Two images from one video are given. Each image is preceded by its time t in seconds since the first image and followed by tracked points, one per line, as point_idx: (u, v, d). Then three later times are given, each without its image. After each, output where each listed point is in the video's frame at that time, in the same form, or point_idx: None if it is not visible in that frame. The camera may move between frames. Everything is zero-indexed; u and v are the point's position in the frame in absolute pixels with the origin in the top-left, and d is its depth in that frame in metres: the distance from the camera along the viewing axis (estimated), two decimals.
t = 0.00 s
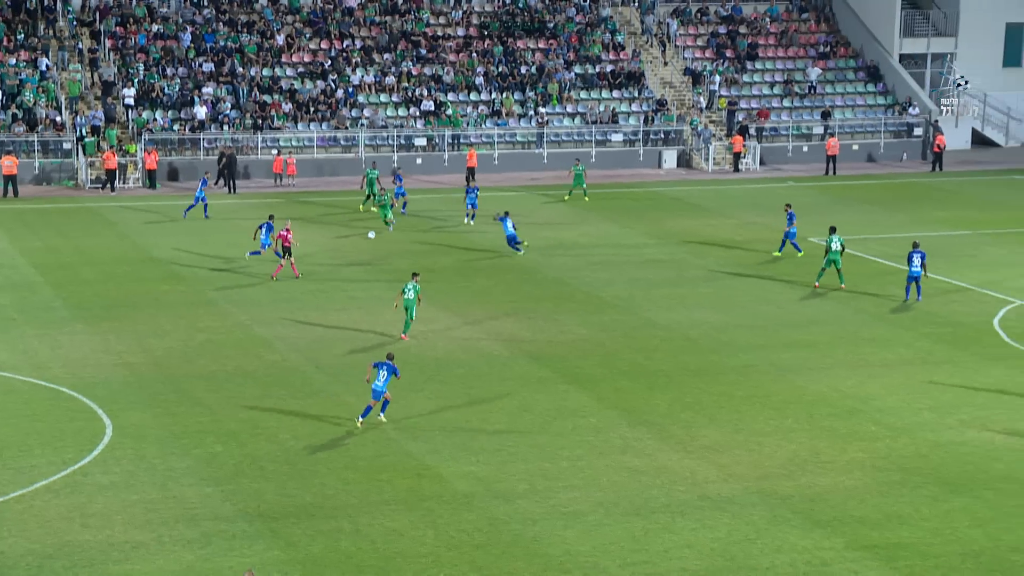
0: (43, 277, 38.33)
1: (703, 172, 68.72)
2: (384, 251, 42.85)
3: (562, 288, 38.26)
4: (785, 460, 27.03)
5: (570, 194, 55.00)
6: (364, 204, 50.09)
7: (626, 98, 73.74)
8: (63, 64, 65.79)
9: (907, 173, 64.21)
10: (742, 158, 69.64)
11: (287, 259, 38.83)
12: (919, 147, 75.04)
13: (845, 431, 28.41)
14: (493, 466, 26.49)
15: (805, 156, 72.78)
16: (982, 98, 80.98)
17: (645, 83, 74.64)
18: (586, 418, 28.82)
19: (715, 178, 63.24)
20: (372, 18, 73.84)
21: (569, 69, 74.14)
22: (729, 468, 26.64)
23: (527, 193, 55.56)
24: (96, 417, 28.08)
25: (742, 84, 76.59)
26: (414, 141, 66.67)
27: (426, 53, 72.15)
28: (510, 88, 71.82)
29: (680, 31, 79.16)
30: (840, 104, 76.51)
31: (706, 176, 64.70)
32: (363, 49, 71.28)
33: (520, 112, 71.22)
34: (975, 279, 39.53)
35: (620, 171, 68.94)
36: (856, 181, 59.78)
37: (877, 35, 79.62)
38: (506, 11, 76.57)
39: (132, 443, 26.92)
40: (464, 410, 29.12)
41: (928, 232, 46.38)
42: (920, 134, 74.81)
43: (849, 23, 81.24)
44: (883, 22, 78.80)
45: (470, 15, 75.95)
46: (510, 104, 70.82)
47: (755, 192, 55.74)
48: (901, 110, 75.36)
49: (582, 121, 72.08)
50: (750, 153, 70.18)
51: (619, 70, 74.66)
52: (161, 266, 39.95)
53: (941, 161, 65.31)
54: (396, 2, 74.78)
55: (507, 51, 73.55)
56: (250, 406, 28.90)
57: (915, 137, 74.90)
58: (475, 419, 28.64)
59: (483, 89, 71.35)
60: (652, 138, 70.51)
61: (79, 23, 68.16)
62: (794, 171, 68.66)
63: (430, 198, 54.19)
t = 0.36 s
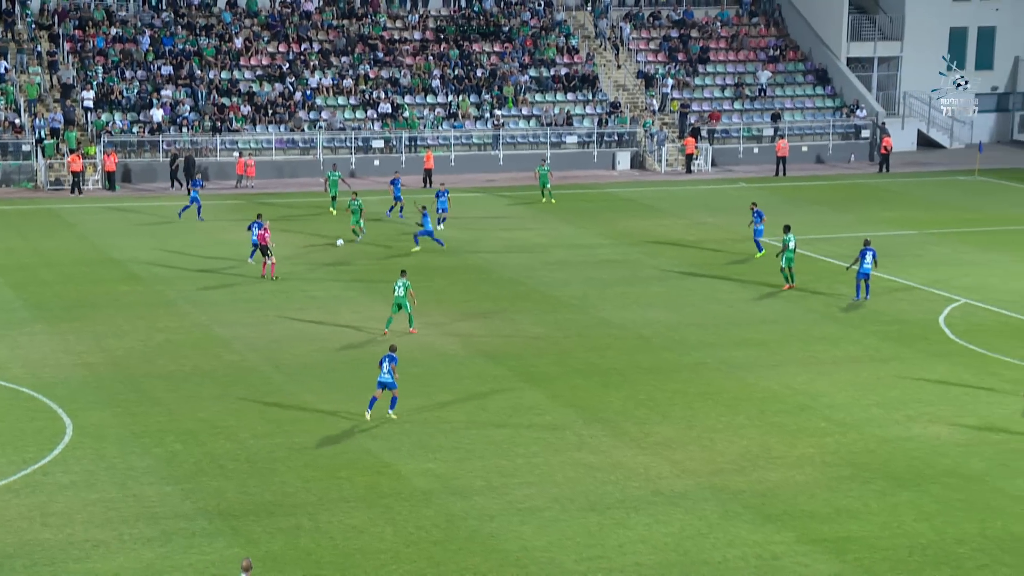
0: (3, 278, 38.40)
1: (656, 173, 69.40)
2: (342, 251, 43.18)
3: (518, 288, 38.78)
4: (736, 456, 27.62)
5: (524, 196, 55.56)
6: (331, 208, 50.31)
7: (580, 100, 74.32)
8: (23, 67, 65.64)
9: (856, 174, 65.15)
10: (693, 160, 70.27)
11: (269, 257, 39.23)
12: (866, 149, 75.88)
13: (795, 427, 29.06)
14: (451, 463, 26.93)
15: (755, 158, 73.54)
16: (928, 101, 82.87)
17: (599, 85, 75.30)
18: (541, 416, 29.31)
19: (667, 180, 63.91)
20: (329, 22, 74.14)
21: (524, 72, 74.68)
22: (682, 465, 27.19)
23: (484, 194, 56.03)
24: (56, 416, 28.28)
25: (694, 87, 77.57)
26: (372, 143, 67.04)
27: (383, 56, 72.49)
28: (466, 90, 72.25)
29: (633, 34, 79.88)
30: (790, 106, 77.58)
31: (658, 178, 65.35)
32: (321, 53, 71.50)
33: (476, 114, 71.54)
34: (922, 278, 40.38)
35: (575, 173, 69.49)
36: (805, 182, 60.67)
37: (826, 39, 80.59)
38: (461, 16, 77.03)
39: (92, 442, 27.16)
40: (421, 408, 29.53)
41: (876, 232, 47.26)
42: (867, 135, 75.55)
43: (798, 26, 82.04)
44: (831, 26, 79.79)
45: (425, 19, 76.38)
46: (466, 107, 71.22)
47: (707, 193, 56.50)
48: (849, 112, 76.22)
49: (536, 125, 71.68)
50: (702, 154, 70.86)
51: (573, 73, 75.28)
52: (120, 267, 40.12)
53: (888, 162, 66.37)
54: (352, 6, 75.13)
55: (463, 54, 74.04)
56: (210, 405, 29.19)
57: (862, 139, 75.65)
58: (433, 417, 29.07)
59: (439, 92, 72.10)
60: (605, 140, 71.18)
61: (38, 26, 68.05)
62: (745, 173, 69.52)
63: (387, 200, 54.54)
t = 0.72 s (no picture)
0: None
1: (627, 176, 70.07)
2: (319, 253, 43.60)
3: (494, 288, 39.30)
4: (708, 452, 28.21)
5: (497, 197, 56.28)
6: (312, 212, 50.52)
7: (552, 104, 74.90)
8: (2, 70, 65.70)
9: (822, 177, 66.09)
10: (664, 162, 71.07)
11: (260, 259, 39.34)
12: (832, 151, 76.68)
13: (765, 423, 29.66)
14: (428, 461, 27.38)
15: (724, 160, 74.27)
16: (891, 105, 84.14)
17: (571, 89, 75.98)
18: (517, 414, 29.81)
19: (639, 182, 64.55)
20: (306, 27, 74.56)
21: (497, 76, 75.23)
22: (655, 461, 27.74)
23: (458, 197, 56.62)
24: (38, 415, 28.60)
25: (664, 91, 78.45)
26: (348, 146, 67.57)
27: (359, 60, 72.99)
28: (441, 94, 72.74)
29: (604, 39, 80.61)
30: (758, 110, 78.43)
31: (629, 180, 66.12)
32: (297, 57, 71.87)
33: (451, 118, 71.94)
34: (889, 278, 41.14)
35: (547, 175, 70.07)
36: (774, 183, 61.56)
37: (792, 44, 81.52)
38: (436, 20, 77.52)
39: (74, 441, 27.49)
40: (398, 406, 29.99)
41: (845, 233, 48.07)
42: (833, 138, 76.49)
43: (764, 30, 83.14)
44: (797, 31, 80.73)
45: (401, 23, 76.82)
46: (440, 111, 71.72)
47: (678, 195, 57.20)
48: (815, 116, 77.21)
49: (508, 127, 71.91)
50: (672, 157, 71.63)
51: (545, 77, 75.89)
52: (99, 268, 40.44)
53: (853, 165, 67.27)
54: (328, 11, 75.57)
55: (437, 59, 74.58)
56: (190, 404, 29.56)
57: (828, 142, 76.58)
58: (410, 415, 29.53)
59: (414, 96, 72.33)
60: (577, 143, 71.91)
61: (16, 31, 68.07)
62: (714, 175, 70.36)
63: (363, 202, 55.05)
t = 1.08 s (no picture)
0: None
1: (622, 178, 70.79)
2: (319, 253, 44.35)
3: (492, 288, 40.04)
4: (700, 447, 28.96)
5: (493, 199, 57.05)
6: (314, 213, 50.92)
7: (549, 108, 75.59)
8: (13, 77, 66.82)
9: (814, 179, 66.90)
10: (658, 165, 71.86)
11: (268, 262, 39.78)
12: (822, 154, 77.53)
13: (756, 420, 30.41)
14: (427, 456, 28.10)
15: (717, 163, 75.23)
16: (879, 109, 84.56)
17: (567, 94, 76.71)
18: (514, 411, 30.54)
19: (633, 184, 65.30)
20: (308, 34, 75.47)
21: (495, 81, 76.04)
22: (649, 456, 28.47)
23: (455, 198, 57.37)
24: (47, 412, 29.31)
25: (657, 96, 79.00)
26: (349, 149, 68.28)
27: (360, 66, 73.81)
28: (440, 99, 73.57)
29: (599, 45, 81.46)
30: (750, 114, 79.16)
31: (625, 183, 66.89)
32: (300, 63, 72.70)
33: (450, 121, 72.60)
34: (878, 278, 41.91)
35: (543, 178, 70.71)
36: (767, 186, 62.41)
37: (782, 49, 82.41)
38: (435, 27, 78.34)
39: (82, 437, 28.19)
40: (398, 403, 30.74)
41: (836, 234, 48.88)
42: (823, 142, 77.59)
43: (755, 36, 84.19)
44: (787, 36, 81.64)
45: (401, 30, 77.71)
46: (440, 115, 72.29)
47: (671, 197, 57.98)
48: (805, 119, 78.29)
49: (508, 131, 73.61)
50: (666, 160, 72.38)
51: (541, 82, 76.66)
52: (105, 269, 41.15)
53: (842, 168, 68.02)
54: (330, 17, 76.45)
55: (436, 64, 75.41)
56: (195, 401, 30.27)
57: (818, 144, 77.54)
58: (409, 412, 30.25)
59: (414, 100, 73.06)
60: (573, 146, 72.49)
61: (27, 37, 69.18)
62: (707, 177, 71.18)
63: (362, 203, 55.80)
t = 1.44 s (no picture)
0: None
1: (607, 180, 71.56)
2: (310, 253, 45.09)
3: (479, 287, 40.82)
4: (682, 441, 29.78)
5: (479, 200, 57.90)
6: (312, 215, 51.35)
7: (535, 112, 76.49)
8: (11, 81, 67.57)
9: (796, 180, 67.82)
10: (642, 167, 72.70)
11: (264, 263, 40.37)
12: (801, 156, 78.29)
13: (737, 415, 31.24)
14: (417, 451, 28.86)
15: (699, 165, 75.99)
16: (856, 113, 85.79)
17: (553, 98, 77.52)
18: (502, 406, 31.32)
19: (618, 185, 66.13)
20: (301, 38, 76.15)
21: (482, 85, 76.85)
22: (633, 450, 29.28)
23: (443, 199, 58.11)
24: (46, 408, 29.98)
25: (641, 99, 79.88)
26: (341, 152, 68.92)
27: (352, 70, 74.65)
28: (430, 102, 74.34)
29: (585, 49, 82.33)
30: (732, 117, 80.08)
31: (610, 184, 67.79)
32: (292, 67, 73.43)
33: (439, 125, 73.45)
34: (857, 277, 42.82)
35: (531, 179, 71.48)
36: (749, 188, 63.35)
37: (763, 54, 83.29)
38: (424, 32, 79.08)
39: (81, 433, 28.88)
40: (390, 398, 31.53)
41: (816, 234, 49.78)
42: (802, 144, 78.17)
43: (737, 41, 85.13)
44: (767, 41, 82.57)
45: (391, 35, 78.48)
46: (429, 118, 73.22)
47: (655, 198, 58.87)
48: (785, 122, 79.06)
49: (494, 134, 74.03)
50: (650, 161, 73.22)
51: (528, 86, 77.46)
52: (101, 269, 41.83)
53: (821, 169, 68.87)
54: (322, 22, 77.26)
55: (426, 68, 76.19)
56: (190, 397, 30.98)
57: (797, 147, 78.32)
58: (400, 407, 31.00)
59: (404, 103, 73.85)
60: (560, 149, 73.33)
61: (25, 43, 70.13)
62: (690, 179, 72.09)
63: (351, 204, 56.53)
